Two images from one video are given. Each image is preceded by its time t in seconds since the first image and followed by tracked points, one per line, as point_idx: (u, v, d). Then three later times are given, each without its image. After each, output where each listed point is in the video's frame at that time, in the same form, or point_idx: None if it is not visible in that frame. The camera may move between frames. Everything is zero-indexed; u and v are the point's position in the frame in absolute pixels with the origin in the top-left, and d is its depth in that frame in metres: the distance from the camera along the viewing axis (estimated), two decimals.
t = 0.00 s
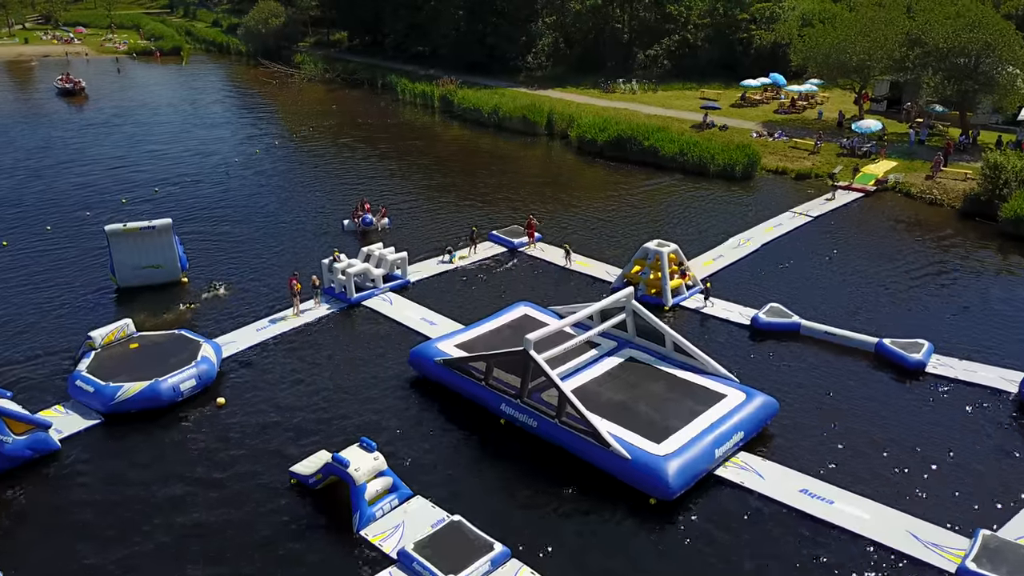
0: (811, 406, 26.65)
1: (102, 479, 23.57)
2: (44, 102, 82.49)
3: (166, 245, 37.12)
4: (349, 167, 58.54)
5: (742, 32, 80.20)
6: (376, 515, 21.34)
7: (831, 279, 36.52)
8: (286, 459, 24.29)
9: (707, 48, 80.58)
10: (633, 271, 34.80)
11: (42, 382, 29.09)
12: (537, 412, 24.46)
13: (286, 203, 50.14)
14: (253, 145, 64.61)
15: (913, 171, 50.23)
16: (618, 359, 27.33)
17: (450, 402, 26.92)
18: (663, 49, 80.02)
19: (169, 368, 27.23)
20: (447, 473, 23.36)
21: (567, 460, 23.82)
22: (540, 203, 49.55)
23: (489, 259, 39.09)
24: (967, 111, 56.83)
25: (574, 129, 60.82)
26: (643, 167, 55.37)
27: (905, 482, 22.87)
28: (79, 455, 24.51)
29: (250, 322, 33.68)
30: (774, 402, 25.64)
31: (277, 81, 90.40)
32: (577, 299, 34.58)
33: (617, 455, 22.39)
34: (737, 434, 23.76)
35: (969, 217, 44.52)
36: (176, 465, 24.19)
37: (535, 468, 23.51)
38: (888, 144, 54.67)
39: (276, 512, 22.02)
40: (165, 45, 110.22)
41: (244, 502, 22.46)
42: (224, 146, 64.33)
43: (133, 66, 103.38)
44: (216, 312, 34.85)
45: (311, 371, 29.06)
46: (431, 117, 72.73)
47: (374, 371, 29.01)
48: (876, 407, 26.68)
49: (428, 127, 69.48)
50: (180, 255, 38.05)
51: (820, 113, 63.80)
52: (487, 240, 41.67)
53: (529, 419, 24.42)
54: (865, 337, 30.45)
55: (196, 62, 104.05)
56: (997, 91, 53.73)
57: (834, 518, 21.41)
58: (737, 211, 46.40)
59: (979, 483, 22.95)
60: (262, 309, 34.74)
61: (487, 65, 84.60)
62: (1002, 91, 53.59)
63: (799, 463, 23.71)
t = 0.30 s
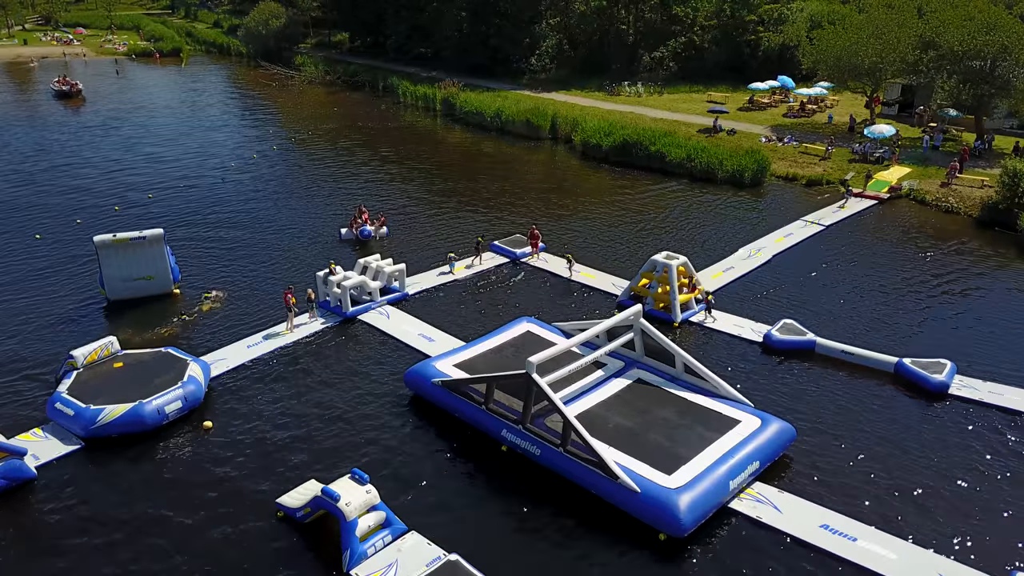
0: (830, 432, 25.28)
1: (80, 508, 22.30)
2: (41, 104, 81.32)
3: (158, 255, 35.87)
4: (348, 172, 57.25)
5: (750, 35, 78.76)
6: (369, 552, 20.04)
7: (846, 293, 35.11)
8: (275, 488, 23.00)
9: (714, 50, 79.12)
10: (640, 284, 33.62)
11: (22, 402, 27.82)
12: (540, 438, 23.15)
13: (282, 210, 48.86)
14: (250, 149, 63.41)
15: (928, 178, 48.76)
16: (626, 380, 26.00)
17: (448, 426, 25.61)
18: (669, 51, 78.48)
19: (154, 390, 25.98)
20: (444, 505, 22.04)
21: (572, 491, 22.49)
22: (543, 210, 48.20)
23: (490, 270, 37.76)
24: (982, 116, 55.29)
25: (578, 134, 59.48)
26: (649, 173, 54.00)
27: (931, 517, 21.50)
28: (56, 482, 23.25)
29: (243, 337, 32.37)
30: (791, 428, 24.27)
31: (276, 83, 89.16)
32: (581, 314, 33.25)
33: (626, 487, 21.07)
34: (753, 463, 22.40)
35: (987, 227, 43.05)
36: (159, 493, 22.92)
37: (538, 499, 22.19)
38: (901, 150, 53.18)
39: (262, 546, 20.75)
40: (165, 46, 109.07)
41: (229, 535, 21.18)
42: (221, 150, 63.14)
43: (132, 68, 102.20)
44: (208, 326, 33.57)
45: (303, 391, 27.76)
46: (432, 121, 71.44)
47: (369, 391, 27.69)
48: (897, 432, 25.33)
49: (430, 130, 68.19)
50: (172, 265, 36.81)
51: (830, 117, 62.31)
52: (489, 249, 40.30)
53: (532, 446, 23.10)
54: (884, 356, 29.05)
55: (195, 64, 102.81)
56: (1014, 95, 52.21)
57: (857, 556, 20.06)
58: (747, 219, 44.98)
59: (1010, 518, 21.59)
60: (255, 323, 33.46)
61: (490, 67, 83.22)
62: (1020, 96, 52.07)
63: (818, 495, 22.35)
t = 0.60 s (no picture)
0: (847, 461, 23.94)
1: (50, 545, 20.97)
2: (32, 107, 79.93)
3: (143, 267, 34.43)
4: (344, 178, 55.82)
5: (754, 36, 77.39)
6: None
7: (858, 308, 33.76)
8: (258, 523, 21.66)
9: (717, 52, 77.73)
10: (643, 299, 32.24)
11: None
12: (540, 470, 21.82)
13: (275, 217, 47.43)
14: (244, 154, 62.07)
15: (939, 185, 47.37)
16: (631, 406, 24.68)
17: (443, 454, 24.25)
18: (672, 53, 77.05)
19: (133, 415, 24.61)
20: (438, 543, 20.68)
21: (574, 527, 21.17)
22: (544, 218, 46.83)
23: (488, 282, 36.38)
24: (994, 120, 53.88)
25: (579, 139, 58.14)
26: (652, 179, 52.59)
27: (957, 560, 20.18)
28: (26, 515, 21.95)
29: (231, 354, 30.99)
30: (806, 457, 22.91)
31: (272, 85, 87.81)
32: (583, 331, 31.91)
33: (632, 526, 19.74)
34: (768, 497, 21.05)
35: (1002, 236, 41.66)
36: (135, 528, 21.59)
37: (538, 537, 20.86)
38: (910, 156, 51.79)
39: None
40: (160, 48, 107.72)
41: None
42: (214, 155, 61.72)
43: (127, 69, 100.85)
44: (194, 343, 32.16)
45: (291, 415, 26.42)
46: (431, 124, 70.07)
47: (361, 415, 26.35)
48: (918, 461, 23.99)
49: (428, 134, 66.86)
50: (159, 278, 35.43)
51: (837, 121, 60.91)
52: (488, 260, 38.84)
53: (532, 479, 21.77)
54: (901, 377, 27.69)
55: (190, 66, 101.47)
56: None
57: None
58: (753, 227, 43.62)
59: None
60: (243, 339, 32.09)
61: (490, 69, 81.79)
62: None
63: (836, 533, 21.02)
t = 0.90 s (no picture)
0: (866, 495, 22.58)
1: None
2: (22, 110, 78.47)
3: (128, 280, 33.01)
4: (338, 183, 54.36)
5: (757, 37, 76.00)
6: None
7: (872, 323, 32.36)
8: (240, 563, 20.30)
9: (720, 54, 76.32)
10: (647, 315, 31.08)
11: None
12: (540, 506, 20.44)
13: (266, 225, 45.98)
14: (237, 158, 60.65)
15: (951, 192, 45.98)
16: (636, 433, 23.29)
17: (437, 485, 22.87)
18: (674, 55, 75.67)
19: (108, 442, 23.21)
20: None
21: (577, 567, 19.80)
22: (544, 225, 45.39)
23: (486, 295, 35.01)
24: (1006, 125, 52.52)
25: (580, 143, 56.71)
26: (654, 185, 51.17)
27: None
28: None
29: (216, 374, 29.55)
30: (824, 490, 21.54)
31: (267, 88, 86.40)
32: (586, 348, 30.55)
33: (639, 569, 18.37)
34: (784, 535, 19.68)
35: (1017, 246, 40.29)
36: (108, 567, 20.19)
37: None
38: (920, 162, 50.40)
39: None
40: (154, 49, 106.28)
41: None
42: (205, 160, 60.26)
43: (120, 71, 99.40)
44: (178, 360, 30.69)
45: (277, 441, 25.06)
46: (428, 128, 68.68)
47: (351, 440, 24.99)
48: (941, 493, 22.65)
49: (426, 138, 65.46)
50: (145, 291, 33.98)
51: (844, 125, 59.52)
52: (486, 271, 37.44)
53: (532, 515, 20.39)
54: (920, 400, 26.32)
55: (185, 67, 100.01)
56: None
57: None
58: (760, 236, 42.24)
59: None
60: (229, 357, 30.70)
61: (489, 71, 80.36)
62: None
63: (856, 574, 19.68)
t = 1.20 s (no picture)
0: (887, 532, 21.16)
1: None
2: (12, 113, 77.03)
3: (110, 297, 31.55)
4: (332, 189, 52.84)
5: (762, 39, 74.68)
6: None
7: (887, 340, 30.92)
8: None
9: (724, 55, 74.92)
10: (650, 332, 29.69)
11: None
12: (539, 548, 19.04)
13: (257, 233, 44.52)
14: (230, 163, 59.20)
15: (963, 200, 44.55)
16: (642, 463, 21.88)
17: (430, 520, 21.45)
18: (676, 57, 74.34)
19: (79, 474, 21.81)
20: None
21: None
22: (544, 233, 43.93)
23: (484, 310, 33.58)
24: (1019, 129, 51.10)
25: (580, 148, 55.26)
26: (657, 191, 49.74)
27: None
28: None
29: (198, 396, 28.16)
30: (843, 528, 20.12)
31: (262, 90, 85.00)
32: (587, 368, 29.13)
33: None
34: None
35: None
36: None
37: None
38: (930, 168, 48.99)
39: None
40: (149, 50, 104.87)
41: None
42: (196, 164, 58.79)
43: (114, 72, 97.98)
44: (160, 380, 29.23)
45: (261, 470, 23.63)
46: (426, 131, 67.24)
47: (339, 470, 23.55)
48: (967, 530, 21.24)
49: (423, 142, 64.06)
50: (129, 307, 32.60)
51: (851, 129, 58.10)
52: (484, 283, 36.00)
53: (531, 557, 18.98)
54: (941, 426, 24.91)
55: (179, 69, 98.58)
56: None
57: None
58: (767, 246, 40.83)
59: None
60: (214, 377, 29.28)
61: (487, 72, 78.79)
62: None
63: None
